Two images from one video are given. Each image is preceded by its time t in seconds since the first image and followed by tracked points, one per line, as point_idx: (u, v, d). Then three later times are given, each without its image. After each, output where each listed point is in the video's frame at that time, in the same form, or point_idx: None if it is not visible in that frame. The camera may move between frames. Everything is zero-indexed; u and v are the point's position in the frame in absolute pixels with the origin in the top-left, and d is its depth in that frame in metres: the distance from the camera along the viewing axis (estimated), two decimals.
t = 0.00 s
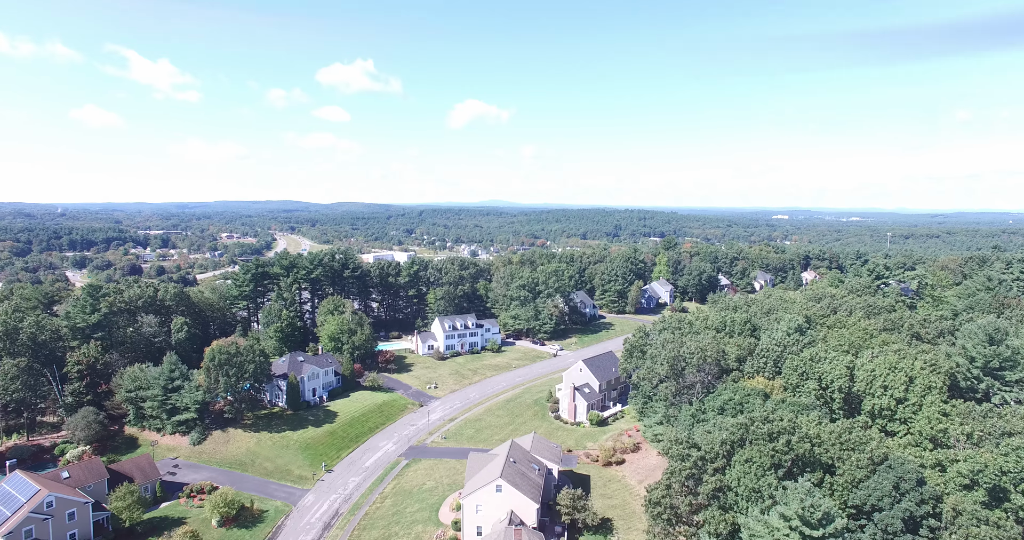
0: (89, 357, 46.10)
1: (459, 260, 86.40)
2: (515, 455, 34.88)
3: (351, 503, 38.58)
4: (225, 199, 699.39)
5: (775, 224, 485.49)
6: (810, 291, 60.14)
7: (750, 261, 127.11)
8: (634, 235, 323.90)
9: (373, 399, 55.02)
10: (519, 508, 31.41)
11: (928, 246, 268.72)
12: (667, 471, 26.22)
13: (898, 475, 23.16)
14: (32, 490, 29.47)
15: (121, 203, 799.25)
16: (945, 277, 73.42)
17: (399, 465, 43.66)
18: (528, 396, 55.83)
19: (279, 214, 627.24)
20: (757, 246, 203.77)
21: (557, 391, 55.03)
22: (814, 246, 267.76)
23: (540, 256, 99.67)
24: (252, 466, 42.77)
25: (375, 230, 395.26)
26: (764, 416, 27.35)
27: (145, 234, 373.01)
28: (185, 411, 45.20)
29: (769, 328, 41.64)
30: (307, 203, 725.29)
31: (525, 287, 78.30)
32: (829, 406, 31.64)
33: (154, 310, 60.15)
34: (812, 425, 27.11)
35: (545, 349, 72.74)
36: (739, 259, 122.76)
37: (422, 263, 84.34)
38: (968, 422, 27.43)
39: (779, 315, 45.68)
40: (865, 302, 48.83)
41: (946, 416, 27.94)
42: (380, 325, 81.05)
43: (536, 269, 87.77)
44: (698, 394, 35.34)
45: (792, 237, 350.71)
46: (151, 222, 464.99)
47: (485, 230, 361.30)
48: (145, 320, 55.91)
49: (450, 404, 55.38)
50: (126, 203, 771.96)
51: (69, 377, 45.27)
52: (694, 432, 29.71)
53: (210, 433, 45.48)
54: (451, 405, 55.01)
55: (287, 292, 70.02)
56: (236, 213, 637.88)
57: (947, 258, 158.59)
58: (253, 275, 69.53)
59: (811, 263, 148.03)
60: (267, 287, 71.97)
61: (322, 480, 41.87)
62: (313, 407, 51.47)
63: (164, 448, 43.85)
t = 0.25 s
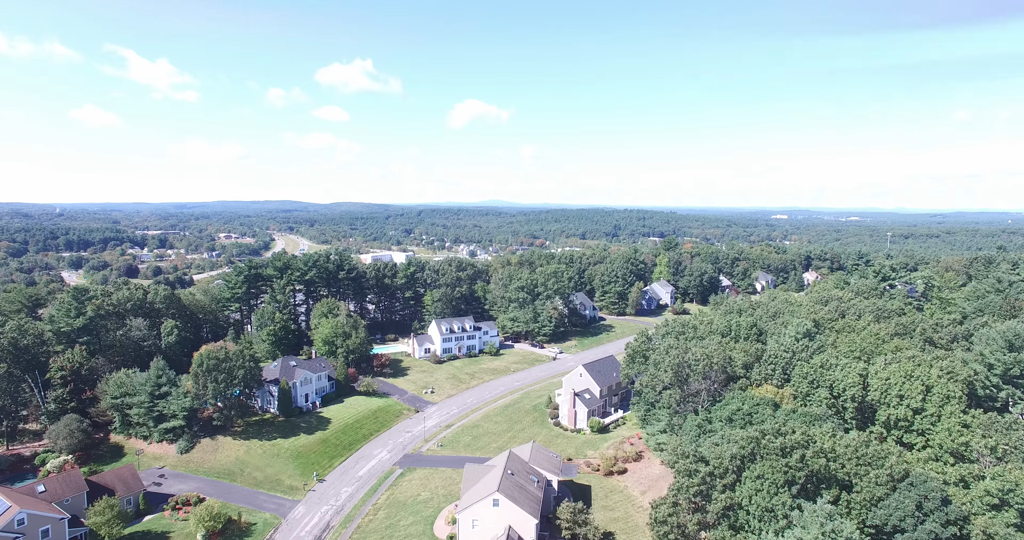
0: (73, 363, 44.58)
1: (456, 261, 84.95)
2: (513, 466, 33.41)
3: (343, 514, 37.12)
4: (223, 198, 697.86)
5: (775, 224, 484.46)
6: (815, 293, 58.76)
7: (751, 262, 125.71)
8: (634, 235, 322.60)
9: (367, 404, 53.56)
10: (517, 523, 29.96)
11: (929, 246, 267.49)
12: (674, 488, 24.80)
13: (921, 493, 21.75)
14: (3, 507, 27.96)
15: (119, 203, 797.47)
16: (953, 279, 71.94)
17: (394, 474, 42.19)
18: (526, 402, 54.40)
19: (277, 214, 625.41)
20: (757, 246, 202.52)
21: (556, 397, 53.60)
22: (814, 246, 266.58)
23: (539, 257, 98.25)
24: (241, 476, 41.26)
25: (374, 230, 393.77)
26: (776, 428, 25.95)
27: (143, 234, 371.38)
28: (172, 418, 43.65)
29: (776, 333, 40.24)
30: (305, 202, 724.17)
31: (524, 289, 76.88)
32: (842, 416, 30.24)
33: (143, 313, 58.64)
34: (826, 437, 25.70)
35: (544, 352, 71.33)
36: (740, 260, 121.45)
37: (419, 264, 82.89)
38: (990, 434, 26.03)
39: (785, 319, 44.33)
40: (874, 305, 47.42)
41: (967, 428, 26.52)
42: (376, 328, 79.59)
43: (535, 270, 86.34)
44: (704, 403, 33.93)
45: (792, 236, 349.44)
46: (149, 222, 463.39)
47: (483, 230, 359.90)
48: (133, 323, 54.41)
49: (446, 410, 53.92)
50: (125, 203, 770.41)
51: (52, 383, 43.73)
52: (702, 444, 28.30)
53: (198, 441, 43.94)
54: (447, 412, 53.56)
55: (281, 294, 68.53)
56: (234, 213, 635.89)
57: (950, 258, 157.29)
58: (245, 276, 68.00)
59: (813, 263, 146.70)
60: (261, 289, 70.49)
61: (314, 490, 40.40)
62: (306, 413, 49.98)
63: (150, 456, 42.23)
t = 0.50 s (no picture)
0: (57, 369, 43.09)
1: (455, 262, 83.49)
2: (511, 479, 31.92)
3: (334, 527, 35.61)
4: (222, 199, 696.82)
5: (775, 224, 483.08)
6: (821, 296, 57.32)
7: (752, 263, 124.39)
8: (634, 235, 321.20)
9: (362, 411, 52.05)
10: None
11: (931, 246, 266.24)
12: (682, 505, 23.28)
13: (948, 513, 20.23)
14: None
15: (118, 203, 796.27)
16: (962, 282, 70.43)
17: (388, 484, 40.67)
18: (525, 408, 52.89)
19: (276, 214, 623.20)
20: (758, 246, 201.22)
21: (556, 403, 52.12)
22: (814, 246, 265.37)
23: (539, 258, 96.77)
24: (229, 486, 39.67)
25: (373, 230, 391.89)
26: (789, 441, 24.47)
27: (141, 234, 370.14)
28: (159, 426, 42.03)
29: (784, 338, 38.80)
30: (305, 203, 723.37)
31: (523, 290, 75.44)
32: (857, 426, 28.74)
33: (132, 316, 57.18)
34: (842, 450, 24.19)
35: (543, 356, 69.87)
36: (742, 261, 120.06)
37: (416, 266, 81.39)
38: (1016, 448, 24.53)
39: (792, 323, 42.87)
40: (884, 309, 45.98)
41: (991, 441, 25.03)
42: (373, 330, 78.09)
43: (535, 271, 84.86)
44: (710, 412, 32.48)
45: (792, 236, 348.14)
46: (147, 222, 461.35)
47: (483, 230, 358.54)
48: (122, 327, 52.98)
49: (443, 417, 52.44)
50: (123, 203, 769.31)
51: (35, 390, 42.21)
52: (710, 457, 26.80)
53: (186, 450, 42.32)
54: (444, 418, 52.08)
55: (274, 296, 67.03)
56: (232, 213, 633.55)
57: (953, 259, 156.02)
58: (238, 278, 66.53)
59: (814, 264, 145.44)
60: (254, 291, 69.01)
61: (305, 501, 38.87)
62: (298, 420, 48.49)
63: (135, 466, 40.76)
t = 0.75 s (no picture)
0: (39, 375, 41.69)
1: (453, 263, 82.10)
2: (509, 491, 30.46)
3: None
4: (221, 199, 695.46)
5: (775, 223, 481.60)
6: (827, 298, 55.93)
7: (755, 263, 122.96)
8: (634, 235, 319.78)
9: (356, 416, 50.62)
10: None
11: (933, 246, 264.83)
12: (691, 524, 21.83)
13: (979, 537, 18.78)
14: None
15: (117, 203, 795.03)
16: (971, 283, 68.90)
17: (382, 494, 39.24)
18: (524, 413, 51.49)
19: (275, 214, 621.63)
20: (759, 246, 199.79)
21: (556, 408, 50.73)
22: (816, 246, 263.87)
23: (538, 258, 95.29)
24: (217, 496, 38.24)
25: (372, 230, 390.57)
26: (804, 455, 23.02)
27: (139, 234, 368.87)
28: (145, 434, 40.52)
29: (793, 344, 37.38)
30: (304, 203, 722.06)
31: (522, 292, 74.07)
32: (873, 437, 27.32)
33: (121, 319, 55.78)
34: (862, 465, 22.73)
35: (543, 359, 68.49)
36: (744, 261, 118.67)
37: (414, 266, 79.92)
38: None
39: (800, 326, 41.46)
40: (895, 311, 44.55)
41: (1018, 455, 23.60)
42: (369, 333, 76.66)
43: (534, 272, 83.46)
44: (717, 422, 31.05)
45: (793, 236, 346.81)
46: (146, 222, 459.88)
47: (482, 230, 357.09)
48: (109, 331, 51.61)
49: (440, 423, 51.02)
50: (123, 203, 767.99)
51: (16, 397, 40.80)
52: (719, 472, 25.35)
53: (173, 458, 40.81)
54: (441, 425, 50.66)
55: (268, 298, 65.56)
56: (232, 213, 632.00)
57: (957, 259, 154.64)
58: (231, 280, 65.17)
59: (817, 264, 143.91)
60: (247, 293, 67.61)
61: (295, 512, 37.41)
62: (290, 427, 47.05)
63: (121, 475, 38.91)
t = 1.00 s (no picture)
0: (19, 381, 40.27)
1: (450, 264, 80.65)
2: (506, 505, 28.98)
3: None
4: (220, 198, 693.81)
5: (775, 223, 480.32)
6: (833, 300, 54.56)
7: (756, 263, 121.71)
8: (634, 235, 318.32)
9: (349, 422, 49.12)
10: None
11: (933, 246, 263.71)
12: None
13: None
14: None
15: (115, 203, 793.04)
16: (980, 284, 67.52)
17: (375, 504, 37.78)
18: (522, 419, 50.02)
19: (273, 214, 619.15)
20: (760, 246, 198.53)
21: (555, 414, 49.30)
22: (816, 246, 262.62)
23: (538, 259, 93.84)
24: (203, 506, 36.46)
25: (371, 230, 388.80)
26: (820, 471, 21.59)
27: (137, 234, 367.00)
28: (129, 442, 38.90)
29: (802, 349, 35.95)
30: (303, 203, 720.70)
31: (521, 293, 72.63)
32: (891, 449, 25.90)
33: (109, 322, 54.30)
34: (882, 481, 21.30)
35: (542, 362, 67.05)
36: (745, 262, 117.35)
37: (411, 267, 78.36)
38: None
39: (808, 330, 40.05)
40: (906, 314, 43.14)
41: None
42: (365, 334, 75.13)
43: (533, 273, 82.02)
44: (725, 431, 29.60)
45: (793, 236, 345.63)
46: (144, 222, 457.96)
47: (481, 230, 355.57)
48: (95, 334, 50.16)
49: (436, 429, 49.57)
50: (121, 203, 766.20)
51: None
52: (729, 487, 23.91)
53: (158, 467, 39.19)
54: (437, 431, 49.20)
55: (261, 299, 63.96)
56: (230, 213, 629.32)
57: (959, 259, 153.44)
58: (222, 281, 63.69)
59: (818, 265, 142.66)
60: (240, 294, 66.13)
61: (285, 523, 35.92)
62: (281, 433, 45.58)
63: (103, 485, 37.28)
